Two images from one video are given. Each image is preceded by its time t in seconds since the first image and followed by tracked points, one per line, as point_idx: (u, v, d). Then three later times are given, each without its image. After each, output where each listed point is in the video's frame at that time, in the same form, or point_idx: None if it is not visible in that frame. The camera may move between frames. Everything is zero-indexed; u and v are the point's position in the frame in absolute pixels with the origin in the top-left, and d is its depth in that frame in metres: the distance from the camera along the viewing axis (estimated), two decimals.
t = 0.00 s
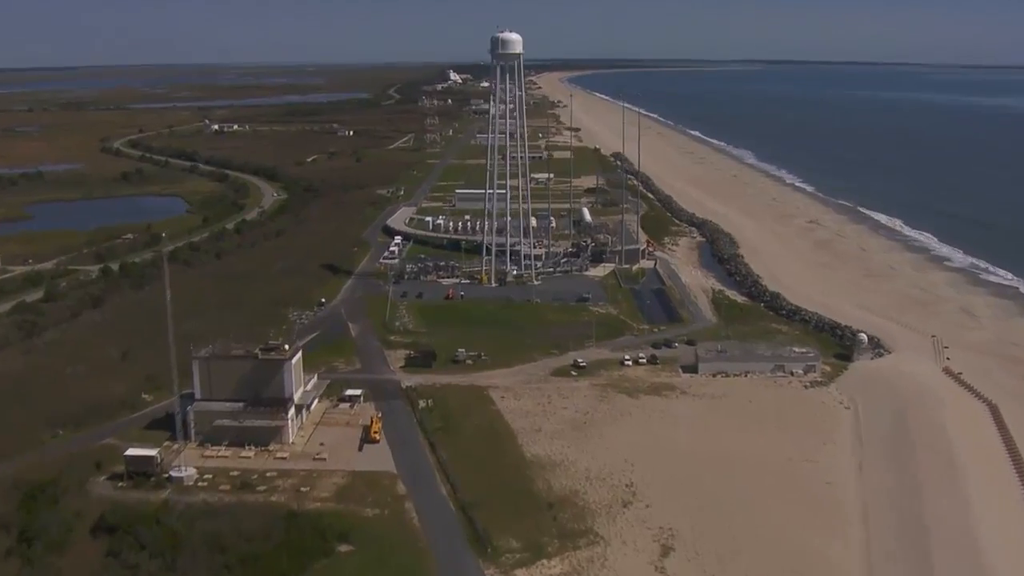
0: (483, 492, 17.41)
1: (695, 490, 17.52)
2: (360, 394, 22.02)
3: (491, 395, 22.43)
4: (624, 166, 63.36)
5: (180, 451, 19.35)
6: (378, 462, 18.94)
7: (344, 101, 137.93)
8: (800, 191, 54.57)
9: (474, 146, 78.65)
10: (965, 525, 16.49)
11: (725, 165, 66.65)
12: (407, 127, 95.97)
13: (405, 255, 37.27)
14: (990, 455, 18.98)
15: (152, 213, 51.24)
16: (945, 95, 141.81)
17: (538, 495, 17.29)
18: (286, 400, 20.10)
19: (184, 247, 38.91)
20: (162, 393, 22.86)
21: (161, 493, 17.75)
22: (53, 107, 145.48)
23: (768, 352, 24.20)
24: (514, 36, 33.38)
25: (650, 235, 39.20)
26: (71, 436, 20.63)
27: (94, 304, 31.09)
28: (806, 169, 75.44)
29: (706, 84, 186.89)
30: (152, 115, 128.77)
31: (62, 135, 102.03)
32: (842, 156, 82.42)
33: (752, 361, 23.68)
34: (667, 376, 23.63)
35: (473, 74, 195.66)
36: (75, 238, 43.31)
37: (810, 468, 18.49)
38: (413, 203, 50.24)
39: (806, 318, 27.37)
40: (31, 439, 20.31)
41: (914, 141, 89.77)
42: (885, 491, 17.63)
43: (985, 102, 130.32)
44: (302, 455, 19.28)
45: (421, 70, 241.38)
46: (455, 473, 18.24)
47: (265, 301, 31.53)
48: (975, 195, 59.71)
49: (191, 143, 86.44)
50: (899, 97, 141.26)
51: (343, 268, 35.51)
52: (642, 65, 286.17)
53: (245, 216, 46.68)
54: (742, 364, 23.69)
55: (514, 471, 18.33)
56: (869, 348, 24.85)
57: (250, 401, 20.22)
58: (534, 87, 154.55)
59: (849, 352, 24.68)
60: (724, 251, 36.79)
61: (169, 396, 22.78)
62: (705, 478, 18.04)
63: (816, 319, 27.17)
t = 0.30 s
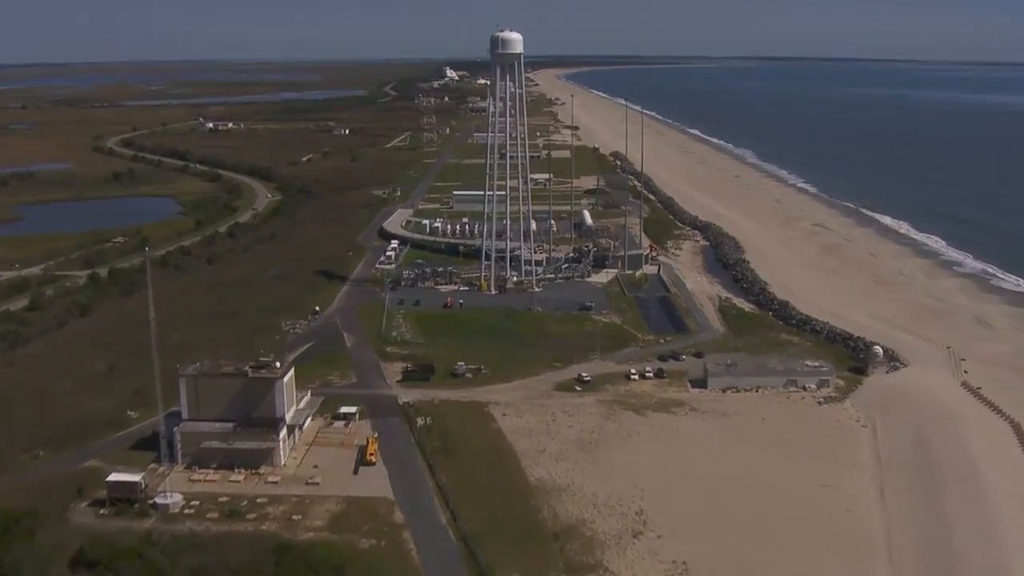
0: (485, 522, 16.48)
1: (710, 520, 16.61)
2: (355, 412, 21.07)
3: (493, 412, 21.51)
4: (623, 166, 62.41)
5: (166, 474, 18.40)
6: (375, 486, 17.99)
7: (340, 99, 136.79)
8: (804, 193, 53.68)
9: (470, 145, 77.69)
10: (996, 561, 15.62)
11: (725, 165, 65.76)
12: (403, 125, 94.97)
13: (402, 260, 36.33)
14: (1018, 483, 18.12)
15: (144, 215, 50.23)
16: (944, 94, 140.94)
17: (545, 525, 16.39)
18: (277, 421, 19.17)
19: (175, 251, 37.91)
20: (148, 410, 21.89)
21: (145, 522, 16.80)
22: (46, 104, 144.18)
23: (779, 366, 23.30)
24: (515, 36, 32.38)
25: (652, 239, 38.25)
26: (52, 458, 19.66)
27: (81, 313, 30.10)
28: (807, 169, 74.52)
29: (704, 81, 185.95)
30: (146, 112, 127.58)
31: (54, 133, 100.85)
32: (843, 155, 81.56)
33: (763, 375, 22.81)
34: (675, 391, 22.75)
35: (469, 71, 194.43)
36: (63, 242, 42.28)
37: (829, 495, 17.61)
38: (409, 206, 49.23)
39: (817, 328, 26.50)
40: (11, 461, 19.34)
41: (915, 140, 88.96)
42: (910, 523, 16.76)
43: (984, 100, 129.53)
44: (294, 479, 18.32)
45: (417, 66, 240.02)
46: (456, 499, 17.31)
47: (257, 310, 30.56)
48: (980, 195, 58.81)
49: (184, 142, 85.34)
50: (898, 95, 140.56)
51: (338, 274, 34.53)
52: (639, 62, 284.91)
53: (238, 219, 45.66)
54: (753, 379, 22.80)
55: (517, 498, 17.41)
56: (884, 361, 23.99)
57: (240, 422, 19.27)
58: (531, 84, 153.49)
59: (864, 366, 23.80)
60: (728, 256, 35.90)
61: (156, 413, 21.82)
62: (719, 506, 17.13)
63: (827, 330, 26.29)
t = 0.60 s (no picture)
0: (488, 557, 15.48)
1: (727, 556, 15.64)
2: (350, 433, 20.06)
3: (494, 432, 20.49)
4: (623, 167, 61.30)
5: (150, 502, 17.37)
6: (370, 516, 16.97)
7: (335, 96, 135.44)
8: (808, 194, 52.63)
9: (468, 144, 76.55)
10: None
11: (727, 166, 64.71)
12: (399, 124, 93.74)
13: (398, 266, 35.26)
14: None
15: (134, 217, 49.08)
16: (944, 91, 139.92)
17: (552, 560, 15.39)
18: (268, 445, 18.15)
19: (164, 256, 36.80)
20: (133, 430, 20.83)
21: (126, 556, 15.78)
22: (40, 102, 142.73)
23: (793, 383, 22.32)
24: (515, 35, 31.19)
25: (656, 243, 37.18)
26: (30, 482, 18.62)
27: (65, 323, 29.01)
28: (809, 168, 73.46)
29: (703, 79, 184.84)
30: (140, 110, 126.24)
31: (45, 131, 99.43)
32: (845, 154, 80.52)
33: (776, 393, 21.82)
34: (685, 409, 21.73)
35: (465, 68, 193.20)
36: (50, 245, 41.13)
37: (852, 527, 16.65)
38: (406, 207, 48.12)
39: (831, 342, 25.50)
40: None
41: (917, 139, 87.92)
42: (939, 558, 15.80)
43: (984, 99, 128.64)
44: (285, 508, 17.30)
45: (415, 62, 238.31)
46: (456, 531, 16.28)
47: (249, 319, 29.48)
48: (987, 195, 57.77)
49: (178, 141, 84.12)
50: (898, 92, 139.56)
51: (332, 281, 33.44)
52: (637, 58, 283.71)
53: (231, 221, 44.53)
54: (767, 397, 21.83)
55: (522, 529, 16.39)
56: (902, 377, 22.99)
57: (228, 446, 18.25)
58: (528, 81, 152.19)
59: (881, 382, 22.81)
60: (735, 263, 34.90)
61: (141, 433, 20.77)
62: (736, 540, 16.16)
63: (841, 343, 25.28)
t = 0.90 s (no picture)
0: None
1: None
2: (344, 455, 19.01)
3: (496, 456, 19.47)
4: (623, 168, 60.24)
5: (130, 534, 16.33)
6: (365, 550, 15.94)
7: (329, 94, 134.14)
8: (812, 197, 51.64)
9: (464, 143, 75.42)
10: None
11: (728, 166, 63.71)
12: (394, 123, 92.52)
13: (394, 273, 34.19)
14: None
15: (122, 220, 47.92)
16: (942, 90, 139.01)
17: None
18: (256, 472, 17.12)
19: (152, 262, 35.70)
20: (115, 453, 19.79)
21: None
22: (31, 99, 141.28)
23: (808, 402, 21.35)
24: (516, 35, 30.01)
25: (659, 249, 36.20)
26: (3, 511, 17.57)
27: (48, 334, 27.95)
28: (810, 167, 72.54)
29: (700, 77, 183.83)
30: (133, 108, 124.86)
31: (34, 130, 98.09)
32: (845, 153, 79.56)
33: (791, 413, 20.84)
34: (696, 430, 20.71)
35: (460, 65, 191.98)
36: (35, 250, 39.99)
37: (878, 562, 15.71)
38: (401, 210, 47.03)
39: (845, 358, 24.54)
40: None
41: (918, 138, 87.02)
42: None
43: (985, 98, 127.62)
44: (275, 540, 16.26)
45: (410, 60, 236.89)
46: (458, 567, 15.33)
47: (238, 329, 28.42)
48: (992, 195, 56.82)
49: (170, 140, 82.86)
50: (897, 91, 138.67)
51: (325, 288, 32.38)
52: (634, 56, 282.55)
53: (222, 225, 43.43)
54: (781, 416, 20.86)
55: (528, 564, 15.41)
56: (922, 395, 22.03)
57: (214, 473, 17.22)
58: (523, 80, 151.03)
59: (900, 401, 21.86)
60: (741, 270, 33.91)
61: (124, 456, 19.73)
62: None
63: (856, 359, 24.33)
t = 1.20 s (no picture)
0: None
1: None
2: (339, 482, 17.98)
3: (500, 481, 18.46)
4: (622, 169, 59.16)
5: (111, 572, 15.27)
6: None
7: (322, 91, 132.82)
8: (816, 198, 50.68)
9: (459, 143, 74.35)
10: None
11: (728, 166, 62.71)
12: (388, 121, 91.35)
13: (390, 280, 33.15)
14: None
15: (111, 224, 46.78)
16: (940, 88, 138.18)
17: None
18: (246, 503, 16.06)
19: (140, 269, 34.57)
20: (96, 478, 18.72)
21: None
22: (23, 97, 139.81)
23: (826, 422, 20.37)
24: (517, 35, 28.84)
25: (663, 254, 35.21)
26: None
27: (30, 346, 26.83)
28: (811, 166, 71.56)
29: (697, 74, 182.77)
30: (124, 106, 123.42)
31: (23, 129, 96.65)
32: (846, 152, 78.61)
33: (808, 434, 19.87)
34: (709, 451, 19.74)
35: (454, 62, 190.60)
36: (20, 256, 38.84)
37: None
38: (397, 213, 45.92)
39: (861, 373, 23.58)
40: None
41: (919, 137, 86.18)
42: None
43: (985, 97, 126.76)
44: None
45: (406, 57, 235.48)
46: None
47: (229, 341, 27.34)
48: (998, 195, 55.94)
49: (161, 140, 81.56)
50: (894, 89, 137.90)
51: (319, 297, 31.32)
52: (630, 53, 281.46)
53: (213, 229, 42.29)
54: (799, 437, 19.88)
55: None
56: (944, 413, 21.09)
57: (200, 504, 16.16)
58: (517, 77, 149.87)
59: (921, 419, 20.91)
60: (748, 277, 32.94)
61: (105, 481, 18.66)
62: None
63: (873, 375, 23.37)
